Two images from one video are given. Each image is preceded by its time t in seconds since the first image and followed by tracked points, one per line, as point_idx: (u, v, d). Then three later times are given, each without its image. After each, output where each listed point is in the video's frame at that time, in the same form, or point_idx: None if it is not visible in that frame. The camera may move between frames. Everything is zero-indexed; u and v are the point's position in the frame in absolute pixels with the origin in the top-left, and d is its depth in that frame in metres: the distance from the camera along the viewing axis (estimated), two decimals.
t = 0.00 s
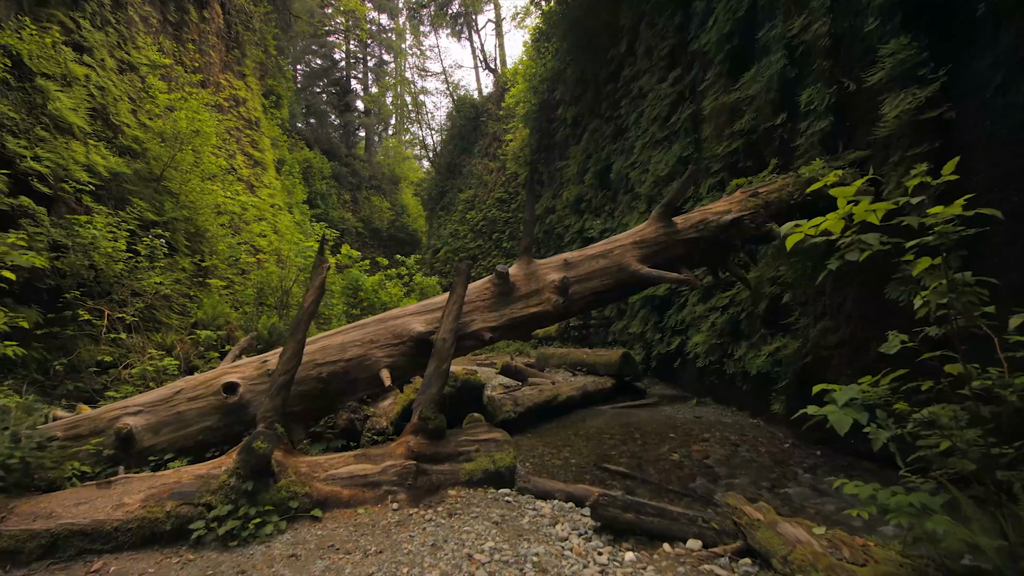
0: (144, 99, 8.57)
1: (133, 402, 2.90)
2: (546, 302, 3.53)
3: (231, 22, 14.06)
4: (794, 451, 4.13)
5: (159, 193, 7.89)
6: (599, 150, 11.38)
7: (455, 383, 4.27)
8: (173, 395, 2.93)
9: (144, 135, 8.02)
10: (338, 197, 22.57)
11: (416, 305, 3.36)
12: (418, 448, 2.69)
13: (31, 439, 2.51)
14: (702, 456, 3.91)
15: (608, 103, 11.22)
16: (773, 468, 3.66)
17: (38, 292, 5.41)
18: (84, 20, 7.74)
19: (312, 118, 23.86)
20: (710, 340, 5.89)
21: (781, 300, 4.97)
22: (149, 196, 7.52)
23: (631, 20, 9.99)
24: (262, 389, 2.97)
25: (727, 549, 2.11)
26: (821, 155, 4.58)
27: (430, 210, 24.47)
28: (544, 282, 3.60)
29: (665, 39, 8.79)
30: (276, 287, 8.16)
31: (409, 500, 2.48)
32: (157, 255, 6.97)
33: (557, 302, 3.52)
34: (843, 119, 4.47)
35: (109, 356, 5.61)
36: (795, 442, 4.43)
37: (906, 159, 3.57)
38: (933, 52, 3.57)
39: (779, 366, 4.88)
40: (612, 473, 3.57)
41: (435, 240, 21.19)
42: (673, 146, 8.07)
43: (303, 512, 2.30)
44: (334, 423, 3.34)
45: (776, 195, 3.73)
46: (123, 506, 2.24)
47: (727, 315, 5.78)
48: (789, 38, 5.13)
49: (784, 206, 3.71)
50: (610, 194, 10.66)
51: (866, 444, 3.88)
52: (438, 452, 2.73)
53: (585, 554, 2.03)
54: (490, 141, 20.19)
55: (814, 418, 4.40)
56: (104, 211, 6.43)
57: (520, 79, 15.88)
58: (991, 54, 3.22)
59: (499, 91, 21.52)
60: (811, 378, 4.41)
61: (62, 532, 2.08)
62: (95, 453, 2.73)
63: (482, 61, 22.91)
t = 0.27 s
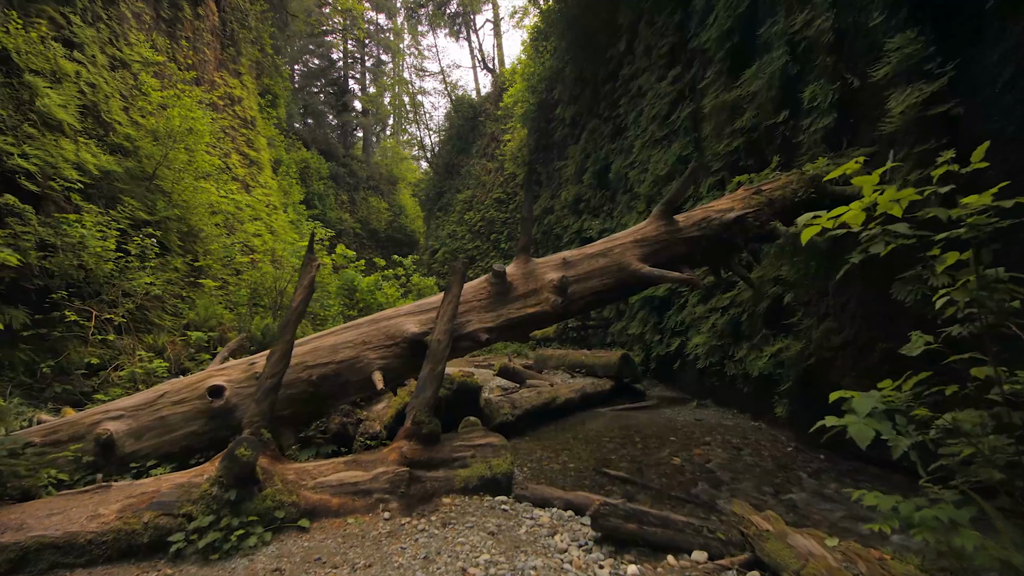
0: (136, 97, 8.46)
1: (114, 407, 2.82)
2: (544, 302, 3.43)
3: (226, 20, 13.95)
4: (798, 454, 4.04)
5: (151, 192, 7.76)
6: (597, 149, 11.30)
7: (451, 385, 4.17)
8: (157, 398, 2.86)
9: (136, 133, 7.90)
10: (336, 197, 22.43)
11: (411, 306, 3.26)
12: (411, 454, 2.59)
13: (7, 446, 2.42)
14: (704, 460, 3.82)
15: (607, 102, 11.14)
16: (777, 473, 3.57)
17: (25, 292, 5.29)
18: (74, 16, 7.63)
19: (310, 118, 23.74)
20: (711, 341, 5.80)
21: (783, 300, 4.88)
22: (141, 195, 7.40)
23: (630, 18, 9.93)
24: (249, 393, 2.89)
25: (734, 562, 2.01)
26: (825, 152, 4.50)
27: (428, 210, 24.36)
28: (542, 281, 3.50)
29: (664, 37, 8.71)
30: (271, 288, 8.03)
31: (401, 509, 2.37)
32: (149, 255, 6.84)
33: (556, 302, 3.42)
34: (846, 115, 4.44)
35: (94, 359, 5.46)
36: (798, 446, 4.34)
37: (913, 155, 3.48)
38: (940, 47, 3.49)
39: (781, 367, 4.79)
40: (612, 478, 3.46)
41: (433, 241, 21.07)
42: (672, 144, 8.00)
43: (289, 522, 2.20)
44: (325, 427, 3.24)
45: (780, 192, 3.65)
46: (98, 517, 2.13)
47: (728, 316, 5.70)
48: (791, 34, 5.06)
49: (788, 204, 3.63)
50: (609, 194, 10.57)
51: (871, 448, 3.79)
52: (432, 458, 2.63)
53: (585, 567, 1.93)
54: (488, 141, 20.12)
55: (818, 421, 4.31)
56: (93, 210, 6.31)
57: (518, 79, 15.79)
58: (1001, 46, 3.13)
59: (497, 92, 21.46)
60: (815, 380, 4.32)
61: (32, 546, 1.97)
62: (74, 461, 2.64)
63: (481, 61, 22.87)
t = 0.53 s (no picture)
0: (129, 95, 8.34)
1: (93, 412, 2.73)
2: (544, 302, 3.32)
3: (222, 17, 13.83)
4: (804, 459, 3.94)
5: (144, 191, 7.64)
6: (596, 149, 11.20)
7: (447, 387, 4.06)
8: (139, 403, 2.78)
9: (128, 131, 7.78)
10: (334, 197, 22.30)
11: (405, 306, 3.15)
12: (404, 461, 2.48)
13: None
14: (708, 465, 3.71)
15: (606, 101, 11.04)
16: (783, 478, 3.46)
17: (13, 292, 5.17)
18: (65, 12, 7.52)
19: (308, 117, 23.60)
20: (712, 342, 5.70)
21: (787, 300, 4.79)
22: (133, 193, 7.29)
23: (630, 16, 9.84)
24: (234, 397, 2.82)
25: None
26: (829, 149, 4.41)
27: (426, 210, 24.24)
28: (540, 280, 3.40)
29: (664, 34, 8.62)
30: (266, 288, 7.91)
31: (393, 519, 2.26)
32: (140, 254, 6.70)
33: (555, 302, 3.30)
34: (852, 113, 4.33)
35: (82, 360, 5.30)
36: (803, 449, 4.24)
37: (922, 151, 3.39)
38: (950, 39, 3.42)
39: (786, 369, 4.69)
40: (613, 484, 3.36)
41: (432, 241, 20.96)
42: (673, 142, 7.91)
43: (275, 534, 2.11)
44: (317, 432, 3.14)
45: (785, 189, 3.57)
46: (70, 530, 2.01)
47: (730, 317, 5.61)
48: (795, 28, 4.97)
49: (794, 201, 3.54)
50: (608, 193, 10.48)
51: (879, 453, 3.69)
52: (426, 464, 2.52)
53: None
54: (487, 141, 20.02)
55: (824, 424, 4.21)
56: (83, 208, 6.18)
57: (517, 78, 15.70)
58: (1013, 39, 3.04)
59: (495, 91, 21.38)
60: (820, 382, 4.22)
61: None
62: (52, 468, 2.56)
63: (479, 61, 22.78)
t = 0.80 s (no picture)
0: (123, 92, 8.23)
1: (72, 417, 2.68)
2: (544, 302, 3.21)
3: (219, 15, 13.73)
4: (811, 464, 3.84)
5: (138, 189, 7.52)
6: (596, 148, 11.11)
7: (444, 390, 3.95)
8: (120, 407, 2.73)
9: (122, 128, 7.67)
10: (333, 196, 22.19)
11: (400, 306, 3.04)
12: (398, 468, 2.37)
13: None
14: (713, 471, 3.61)
15: (606, 99, 10.95)
16: (791, 484, 3.37)
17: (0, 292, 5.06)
18: (57, 8, 7.41)
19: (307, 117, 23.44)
20: (715, 343, 5.60)
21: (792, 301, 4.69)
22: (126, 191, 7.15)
23: (631, 13, 9.75)
24: (219, 400, 2.79)
25: None
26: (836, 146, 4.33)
27: (426, 210, 24.13)
28: (540, 280, 3.29)
29: (665, 31, 8.53)
30: (261, 288, 7.79)
31: (385, 530, 2.16)
32: (133, 254, 6.58)
33: (554, 302, 3.20)
34: (859, 106, 4.30)
35: (70, 360, 5.14)
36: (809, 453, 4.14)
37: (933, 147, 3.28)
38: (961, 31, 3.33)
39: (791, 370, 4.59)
40: (616, 491, 3.26)
41: (431, 241, 20.86)
42: (674, 141, 7.82)
43: (260, 546, 2.00)
44: (309, 436, 3.04)
45: (792, 186, 3.48)
46: (41, 543, 1.91)
47: (733, 317, 5.51)
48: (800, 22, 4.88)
49: (801, 198, 3.45)
50: (609, 192, 10.38)
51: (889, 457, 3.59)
52: (421, 472, 2.41)
53: None
54: (486, 140, 19.91)
55: (830, 428, 4.11)
56: (74, 206, 6.06)
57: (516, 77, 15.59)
58: None
59: (495, 91, 21.28)
60: (827, 385, 4.12)
61: None
62: (30, 476, 2.51)
63: (478, 60, 22.68)
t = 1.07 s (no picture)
0: (117, 89, 8.13)
1: (52, 422, 2.63)
2: (544, 301, 3.11)
3: (216, 13, 13.62)
4: (816, 468, 3.74)
5: (132, 187, 7.41)
6: (596, 146, 11.00)
7: (441, 392, 3.85)
8: (102, 412, 2.68)
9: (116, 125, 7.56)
10: (332, 196, 22.07)
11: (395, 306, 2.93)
12: (390, 476, 2.27)
13: None
14: (717, 476, 3.51)
15: (606, 98, 10.84)
16: (797, 490, 3.27)
17: None
18: (50, 3, 7.30)
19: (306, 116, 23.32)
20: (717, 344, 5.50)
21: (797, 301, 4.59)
22: (120, 189, 7.04)
23: (631, 11, 9.66)
24: (203, 404, 2.74)
25: None
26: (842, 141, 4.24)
27: (425, 210, 24.01)
28: (540, 278, 3.19)
29: (666, 28, 8.43)
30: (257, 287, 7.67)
31: (377, 541, 2.06)
32: (125, 252, 6.47)
33: (554, 302, 3.10)
34: (866, 102, 4.21)
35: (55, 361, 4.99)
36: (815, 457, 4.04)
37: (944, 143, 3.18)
38: (973, 23, 3.24)
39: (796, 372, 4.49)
40: (617, 497, 3.15)
41: (430, 240, 20.74)
42: (675, 139, 7.72)
43: (243, 559, 1.90)
44: (300, 441, 2.95)
45: (800, 182, 3.40)
46: (10, 555, 1.81)
47: (736, 318, 5.41)
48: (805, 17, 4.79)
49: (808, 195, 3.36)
50: (609, 191, 10.28)
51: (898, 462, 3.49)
52: (414, 479, 2.31)
53: None
54: (485, 139, 19.81)
55: (836, 431, 4.01)
56: (65, 204, 5.95)
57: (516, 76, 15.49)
58: None
59: (494, 90, 21.18)
60: (833, 387, 4.01)
61: None
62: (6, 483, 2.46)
63: (478, 59, 22.58)
